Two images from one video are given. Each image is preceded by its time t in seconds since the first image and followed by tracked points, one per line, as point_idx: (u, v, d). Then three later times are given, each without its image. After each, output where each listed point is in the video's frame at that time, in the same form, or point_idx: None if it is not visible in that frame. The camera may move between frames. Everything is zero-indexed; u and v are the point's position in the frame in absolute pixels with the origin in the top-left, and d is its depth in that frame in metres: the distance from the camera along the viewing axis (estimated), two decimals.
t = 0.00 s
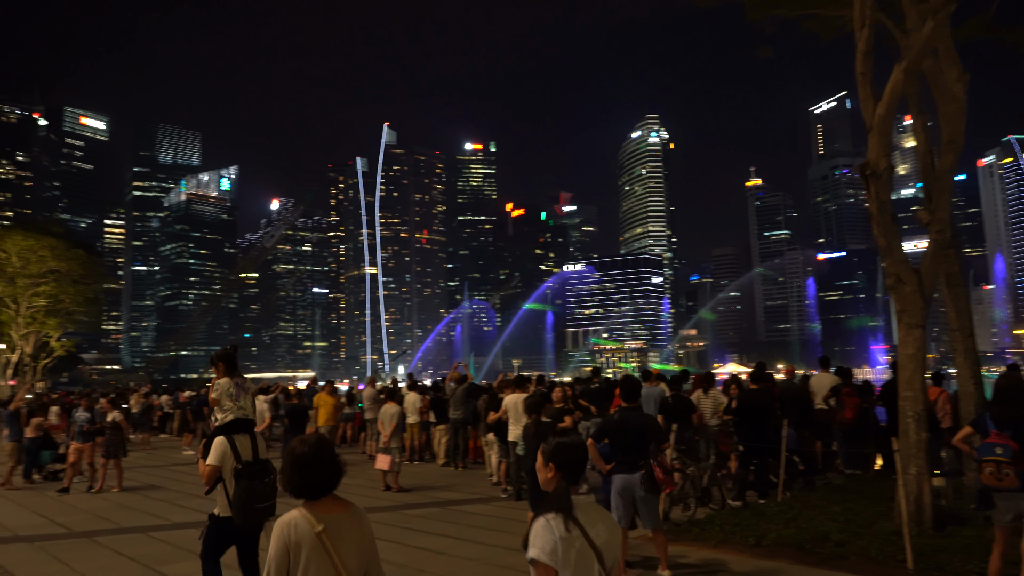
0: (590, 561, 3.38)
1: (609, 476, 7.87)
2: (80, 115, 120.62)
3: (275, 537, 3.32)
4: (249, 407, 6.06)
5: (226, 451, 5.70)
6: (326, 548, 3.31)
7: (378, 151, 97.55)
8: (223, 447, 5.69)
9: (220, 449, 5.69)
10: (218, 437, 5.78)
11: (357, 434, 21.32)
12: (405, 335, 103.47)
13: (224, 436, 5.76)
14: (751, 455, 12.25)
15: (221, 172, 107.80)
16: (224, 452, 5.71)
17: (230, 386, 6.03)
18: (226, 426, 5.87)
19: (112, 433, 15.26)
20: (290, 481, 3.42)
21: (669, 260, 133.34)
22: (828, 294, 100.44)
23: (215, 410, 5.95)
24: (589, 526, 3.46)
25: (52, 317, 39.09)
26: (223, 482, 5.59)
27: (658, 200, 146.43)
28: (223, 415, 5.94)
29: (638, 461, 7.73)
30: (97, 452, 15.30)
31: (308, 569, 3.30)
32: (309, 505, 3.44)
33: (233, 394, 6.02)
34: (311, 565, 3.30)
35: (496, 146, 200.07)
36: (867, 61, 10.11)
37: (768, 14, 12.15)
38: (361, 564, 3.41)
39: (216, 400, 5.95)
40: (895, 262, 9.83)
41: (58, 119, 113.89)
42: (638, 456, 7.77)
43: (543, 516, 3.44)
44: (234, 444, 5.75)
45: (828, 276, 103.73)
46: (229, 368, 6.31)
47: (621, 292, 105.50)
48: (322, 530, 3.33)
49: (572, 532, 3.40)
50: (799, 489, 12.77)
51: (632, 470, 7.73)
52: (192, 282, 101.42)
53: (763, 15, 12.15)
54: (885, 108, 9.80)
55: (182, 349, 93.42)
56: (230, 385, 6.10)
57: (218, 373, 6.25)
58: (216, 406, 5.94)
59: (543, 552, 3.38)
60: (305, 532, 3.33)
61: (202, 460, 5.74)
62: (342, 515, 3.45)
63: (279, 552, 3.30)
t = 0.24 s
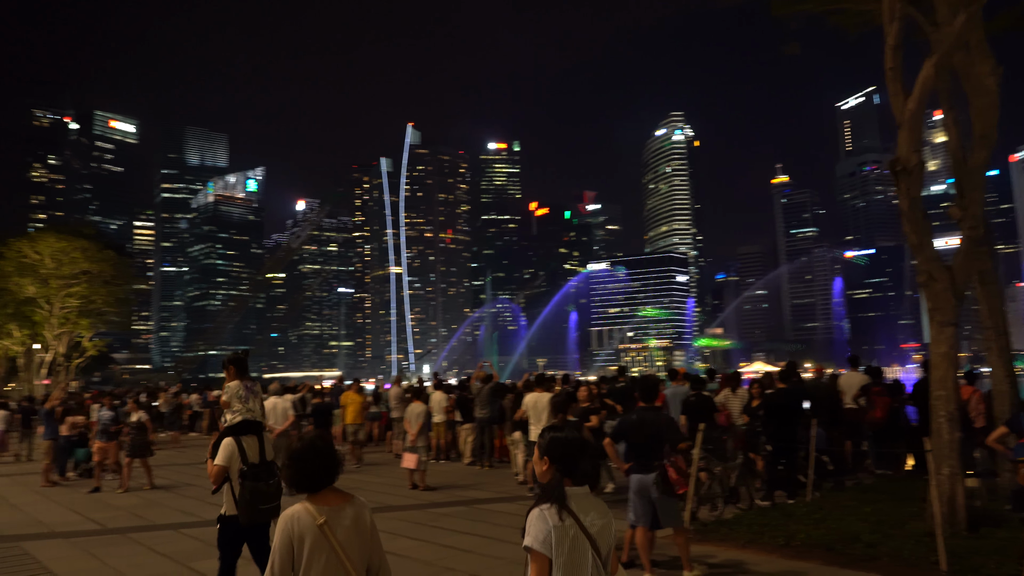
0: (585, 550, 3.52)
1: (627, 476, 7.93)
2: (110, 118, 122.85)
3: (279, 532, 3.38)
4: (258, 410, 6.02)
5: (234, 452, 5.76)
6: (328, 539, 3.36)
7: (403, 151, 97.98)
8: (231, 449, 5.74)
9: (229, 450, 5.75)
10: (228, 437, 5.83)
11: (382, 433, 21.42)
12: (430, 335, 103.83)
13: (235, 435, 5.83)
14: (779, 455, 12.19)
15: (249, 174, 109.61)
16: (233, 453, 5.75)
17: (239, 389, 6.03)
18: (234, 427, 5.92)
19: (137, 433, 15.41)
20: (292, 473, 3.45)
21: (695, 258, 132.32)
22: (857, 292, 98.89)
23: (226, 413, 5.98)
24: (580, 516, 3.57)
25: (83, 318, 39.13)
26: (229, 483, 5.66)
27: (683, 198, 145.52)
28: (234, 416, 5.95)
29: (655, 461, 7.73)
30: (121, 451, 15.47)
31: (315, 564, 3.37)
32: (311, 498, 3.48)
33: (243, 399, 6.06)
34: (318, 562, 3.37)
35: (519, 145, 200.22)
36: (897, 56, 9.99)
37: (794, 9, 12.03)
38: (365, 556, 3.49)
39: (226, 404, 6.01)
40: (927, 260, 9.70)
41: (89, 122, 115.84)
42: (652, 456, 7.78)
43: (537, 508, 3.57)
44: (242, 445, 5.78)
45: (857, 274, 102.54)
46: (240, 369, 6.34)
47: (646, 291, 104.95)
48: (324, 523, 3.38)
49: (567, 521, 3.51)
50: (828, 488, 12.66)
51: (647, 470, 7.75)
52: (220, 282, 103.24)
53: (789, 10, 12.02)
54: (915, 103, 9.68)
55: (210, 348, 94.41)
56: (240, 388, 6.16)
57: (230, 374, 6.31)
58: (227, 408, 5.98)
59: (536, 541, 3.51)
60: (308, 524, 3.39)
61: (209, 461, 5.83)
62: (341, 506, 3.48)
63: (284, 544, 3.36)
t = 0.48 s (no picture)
0: (574, 545, 3.86)
1: (649, 476, 7.87)
2: (137, 121, 124.62)
3: (273, 528, 3.49)
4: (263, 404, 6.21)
5: (241, 445, 5.87)
6: (318, 536, 3.46)
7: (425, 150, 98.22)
8: (238, 443, 5.85)
9: (236, 444, 5.85)
10: (237, 431, 5.93)
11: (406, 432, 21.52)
12: (454, 333, 104.24)
13: (242, 430, 5.92)
14: (804, 453, 12.08)
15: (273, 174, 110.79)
16: (240, 447, 5.86)
17: (245, 385, 6.20)
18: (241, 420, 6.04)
19: (157, 431, 15.55)
20: (289, 471, 3.64)
21: (719, 255, 131.30)
22: (884, 289, 97.56)
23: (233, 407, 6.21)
24: (570, 512, 3.90)
25: (113, 317, 39.71)
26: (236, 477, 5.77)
27: (707, 195, 144.48)
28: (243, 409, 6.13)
29: (676, 460, 7.65)
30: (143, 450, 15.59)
31: (306, 560, 3.45)
32: (303, 495, 3.62)
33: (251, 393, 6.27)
34: (310, 560, 3.45)
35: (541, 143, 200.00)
36: (926, 48, 9.83)
37: (819, 4, 11.89)
38: (354, 550, 3.57)
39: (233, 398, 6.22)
40: (958, 256, 9.55)
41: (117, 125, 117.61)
42: (673, 454, 7.70)
43: (530, 508, 3.89)
44: (248, 441, 5.89)
45: (884, 270, 101.55)
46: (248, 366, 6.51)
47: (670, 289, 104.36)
48: (314, 519, 3.48)
49: (556, 519, 3.84)
50: (857, 487, 12.53)
51: (668, 470, 7.68)
52: (246, 282, 104.32)
53: (814, 5, 11.90)
54: (945, 96, 9.52)
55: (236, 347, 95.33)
56: (248, 383, 6.32)
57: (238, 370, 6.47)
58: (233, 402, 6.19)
59: (529, 537, 3.84)
60: (298, 522, 3.48)
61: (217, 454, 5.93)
62: (331, 503, 3.58)
63: (276, 542, 3.45)
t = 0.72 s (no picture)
0: (560, 536, 4.00)
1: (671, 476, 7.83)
2: (162, 125, 126.21)
3: (269, 524, 3.68)
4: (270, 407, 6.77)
5: (253, 446, 6.03)
6: (312, 528, 3.65)
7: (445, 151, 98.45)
8: (250, 445, 6.02)
9: (247, 445, 6.03)
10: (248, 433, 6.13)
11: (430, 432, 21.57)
12: (475, 334, 104.42)
13: (253, 432, 6.13)
14: (830, 453, 11.95)
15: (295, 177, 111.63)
16: (251, 447, 6.03)
17: (255, 389, 6.73)
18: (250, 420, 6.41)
19: (178, 431, 15.74)
20: (287, 466, 3.82)
21: (741, 255, 130.31)
22: (910, 288, 96.23)
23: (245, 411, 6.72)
24: (557, 506, 4.05)
25: (139, 319, 40.26)
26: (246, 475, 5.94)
27: (728, 194, 143.42)
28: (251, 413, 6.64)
29: (696, 460, 7.61)
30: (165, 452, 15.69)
31: (302, 547, 3.65)
32: (300, 487, 3.82)
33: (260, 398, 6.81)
34: (306, 550, 3.65)
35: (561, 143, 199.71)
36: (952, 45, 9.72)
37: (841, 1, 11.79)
38: (348, 541, 3.78)
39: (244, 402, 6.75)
40: (986, 253, 9.41)
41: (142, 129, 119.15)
42: (695, 454, 7.65)
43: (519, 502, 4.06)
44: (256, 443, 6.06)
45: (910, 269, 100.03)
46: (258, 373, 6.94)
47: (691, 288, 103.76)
48: (307, 512, 3.67)
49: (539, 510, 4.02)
50: (883, 488, 12.38)
51: (689, 471, 7.64)
52: (268, 283, 105.36)
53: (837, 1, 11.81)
54: (972, 91, 9.40)
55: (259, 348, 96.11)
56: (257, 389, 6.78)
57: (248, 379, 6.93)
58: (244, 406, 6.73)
59: (517, 528, 4.03)
60: (294, 513, 3.68)
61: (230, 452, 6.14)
62: (325, 496, 3.79)
63: (273, 538, 3.65)
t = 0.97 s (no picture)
0: (571, 520, 4.22)
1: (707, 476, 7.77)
2: (197, 128, 128.24)
3: (295, 517, 3.80)
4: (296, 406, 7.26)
5: (276, 443, 6.37)
6: (335, 520, 3.76)
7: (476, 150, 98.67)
8: (273, 443, 6.34)
9: (271, 443, 6.34)
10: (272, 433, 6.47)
11: (463, 431, 21.64)
12: (506, 332, 104.56)
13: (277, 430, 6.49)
14: (870, 452, 11.78)
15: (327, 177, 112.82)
16: (274, 446, 6.36)
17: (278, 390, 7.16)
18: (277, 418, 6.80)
19: (212, 431, 15.93)
20: (310, 461, 3.95)
21: (775, 251, 128.69)
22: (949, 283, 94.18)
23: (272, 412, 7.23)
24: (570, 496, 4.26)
25: (176, 318, 40.94)
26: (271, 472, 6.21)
27: (762, 189, 141.69)
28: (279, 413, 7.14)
29: (734, 460, 7.52)
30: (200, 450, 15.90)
31: (325, 541, 3.76)
32: (324, 482, 3.93)
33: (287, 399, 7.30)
34: (329, 543, 3.76)
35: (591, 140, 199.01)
36: (995, 33, 9.49)
37: None
38: (370, 538, 3.85)
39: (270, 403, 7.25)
40: None
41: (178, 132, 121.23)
42: (732, 454, 7.58)
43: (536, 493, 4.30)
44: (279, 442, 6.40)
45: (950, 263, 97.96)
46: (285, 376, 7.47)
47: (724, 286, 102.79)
48: (331, 505, 3.78)
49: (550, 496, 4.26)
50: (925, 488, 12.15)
51: (726, 470, 7.58)
52: (302, 283, 106.78)
53: None
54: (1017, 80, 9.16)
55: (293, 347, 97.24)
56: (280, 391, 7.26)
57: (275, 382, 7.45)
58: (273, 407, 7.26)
59: (533, 518, 4.26)
60: (317, 508, 3.78)
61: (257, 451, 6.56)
62: (346, 491, 3.88)
63: (298, 530, 3.77)
